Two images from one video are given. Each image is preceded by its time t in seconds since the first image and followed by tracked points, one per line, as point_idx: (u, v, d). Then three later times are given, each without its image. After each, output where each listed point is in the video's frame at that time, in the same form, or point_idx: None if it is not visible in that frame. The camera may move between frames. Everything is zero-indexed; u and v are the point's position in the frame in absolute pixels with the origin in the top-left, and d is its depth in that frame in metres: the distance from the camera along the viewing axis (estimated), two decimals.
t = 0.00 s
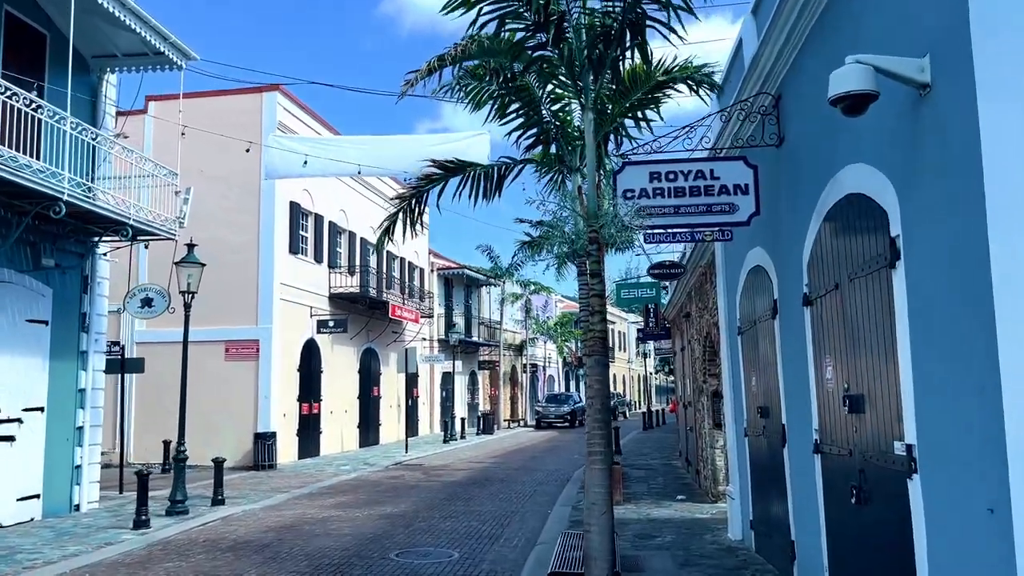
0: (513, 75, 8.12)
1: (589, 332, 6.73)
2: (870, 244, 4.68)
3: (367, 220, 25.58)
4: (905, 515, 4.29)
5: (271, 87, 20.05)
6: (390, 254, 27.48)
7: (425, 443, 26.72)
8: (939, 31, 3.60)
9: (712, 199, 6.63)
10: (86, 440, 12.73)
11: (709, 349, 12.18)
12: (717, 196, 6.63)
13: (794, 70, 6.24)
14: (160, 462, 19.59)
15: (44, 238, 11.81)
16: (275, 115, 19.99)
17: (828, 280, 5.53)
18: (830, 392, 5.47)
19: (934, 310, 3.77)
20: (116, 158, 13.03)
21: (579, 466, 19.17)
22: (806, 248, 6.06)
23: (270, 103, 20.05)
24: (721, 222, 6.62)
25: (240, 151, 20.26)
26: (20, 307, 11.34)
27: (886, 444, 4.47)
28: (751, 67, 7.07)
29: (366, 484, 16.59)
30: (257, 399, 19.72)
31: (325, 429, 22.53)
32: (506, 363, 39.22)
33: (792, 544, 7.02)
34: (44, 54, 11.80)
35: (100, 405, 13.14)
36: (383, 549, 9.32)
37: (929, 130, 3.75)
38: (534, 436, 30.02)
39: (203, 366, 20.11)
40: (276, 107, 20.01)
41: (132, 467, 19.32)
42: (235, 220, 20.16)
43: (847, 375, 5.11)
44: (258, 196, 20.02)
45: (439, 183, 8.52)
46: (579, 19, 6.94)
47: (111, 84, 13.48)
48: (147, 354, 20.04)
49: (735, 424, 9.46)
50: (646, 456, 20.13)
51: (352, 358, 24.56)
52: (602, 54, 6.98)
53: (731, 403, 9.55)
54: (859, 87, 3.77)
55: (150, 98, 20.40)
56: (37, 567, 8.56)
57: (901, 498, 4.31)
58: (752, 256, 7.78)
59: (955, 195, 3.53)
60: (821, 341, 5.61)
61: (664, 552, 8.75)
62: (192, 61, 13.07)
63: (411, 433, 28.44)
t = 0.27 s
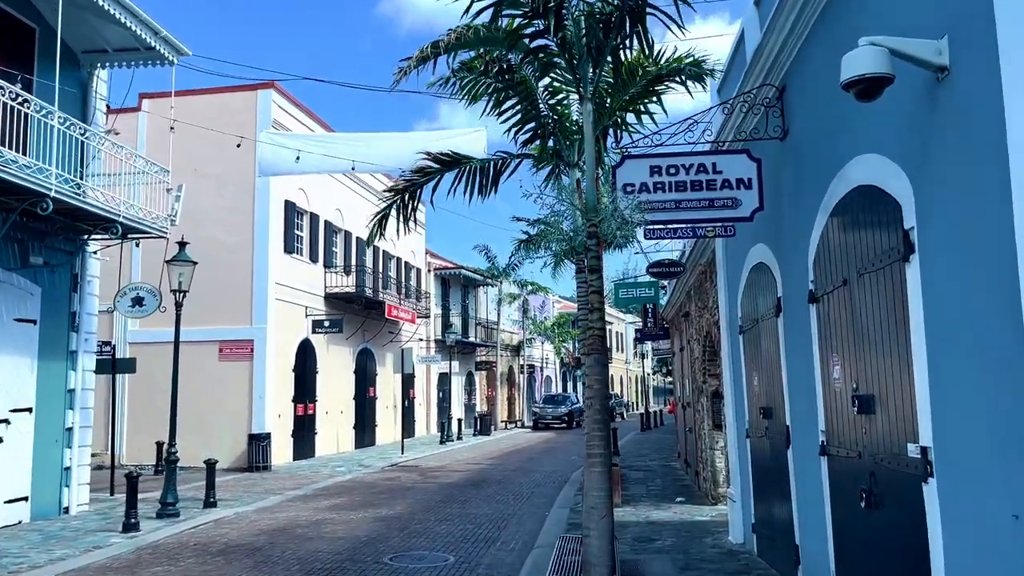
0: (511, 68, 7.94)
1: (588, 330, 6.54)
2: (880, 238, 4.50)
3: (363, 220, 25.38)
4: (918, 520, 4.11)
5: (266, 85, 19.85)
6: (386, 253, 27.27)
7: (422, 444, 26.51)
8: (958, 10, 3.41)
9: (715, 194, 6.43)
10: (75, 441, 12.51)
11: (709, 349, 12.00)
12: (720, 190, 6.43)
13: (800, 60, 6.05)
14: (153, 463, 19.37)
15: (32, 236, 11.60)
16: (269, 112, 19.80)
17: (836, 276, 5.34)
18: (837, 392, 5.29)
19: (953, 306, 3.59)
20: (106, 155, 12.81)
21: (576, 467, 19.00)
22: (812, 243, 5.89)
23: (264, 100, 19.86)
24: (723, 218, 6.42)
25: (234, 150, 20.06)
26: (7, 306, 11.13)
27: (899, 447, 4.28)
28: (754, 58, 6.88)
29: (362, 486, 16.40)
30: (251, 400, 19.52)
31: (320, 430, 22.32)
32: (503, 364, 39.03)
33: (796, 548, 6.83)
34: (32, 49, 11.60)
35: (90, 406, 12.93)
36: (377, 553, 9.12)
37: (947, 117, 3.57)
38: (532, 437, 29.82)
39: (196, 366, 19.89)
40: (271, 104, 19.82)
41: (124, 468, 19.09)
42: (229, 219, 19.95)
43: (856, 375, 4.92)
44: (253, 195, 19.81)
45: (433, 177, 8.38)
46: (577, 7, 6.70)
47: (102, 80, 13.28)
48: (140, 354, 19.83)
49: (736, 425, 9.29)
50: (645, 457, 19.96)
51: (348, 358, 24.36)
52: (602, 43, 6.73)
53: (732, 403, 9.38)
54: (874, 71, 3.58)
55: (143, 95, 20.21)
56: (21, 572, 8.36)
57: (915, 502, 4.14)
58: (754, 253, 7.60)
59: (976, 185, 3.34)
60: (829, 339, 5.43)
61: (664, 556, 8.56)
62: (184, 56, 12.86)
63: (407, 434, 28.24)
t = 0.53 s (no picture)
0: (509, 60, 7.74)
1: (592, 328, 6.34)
2: (899, 231, 4.30)
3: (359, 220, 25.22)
4: (940, 527, 3.92)
5: (262, 83, 19.65)
6: (383, 254, 27.07)
7: (419, 446, 26.29)
8: None
9: (721, 188, 6.23)
10: (66, 443, 12.29)
11: (712, 350, 11.81)
12: (727, 183, 6.22)
13: (810, 49, 5.86)
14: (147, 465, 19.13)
15: (22, 234, 11.37)
16: (265, 110, 19.60)
17: (849, 272, 5.15)
18: (850, 394, 5.09)
19: (983, 302, 3.39)
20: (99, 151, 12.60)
21: (575, 469, 18.79)
22: (823, 238, 5.69)
23: (260, 98, 19.66)
24: (730, 213, 6.22)
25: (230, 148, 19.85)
26: None
27: (921, 450, 4.09)
28: (761, 49, 6.70)
29: (358, 488, 16.18)
30: (247, 401, 19.29)
31: (316, 431, 22.08)
32: (501, 365, 38.82)
33: (804, 553, 6.64)
34: (22, 43, 11.39)
35: (81, 407, 12.69)
36: (372, 558, 8.91)
37: (977, 103, 3.37)
38: (530, 439, 29.62)
39: (191, 367, 19.66)
40: (267, 102, 19.62)
41: (117, 471, 18.84)
42: (224, 219, 19.72)
43: (871, 374, 4.73)
44: (248, 194, 19.59)
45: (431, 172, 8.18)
46: None
47: (94, 75, 13.06)
48: (134, 355, 19.60)
49: (740, 426, 9.09)
50: (644, 460, 19.76)
51: (345, 359, 24.14)
52: (606, 31, 6.56)
53: (736, 404, 9.19)
54: (898, 52, 3.39)
55: (137, 93, 19.99)
56: None
57: (936, 507, 3.94)
58: (761, 251, 7.41)
59: (1010, 174, 3.15)
60: (841, 338, 5.23)
61: (668, 561, 8.36)
62: (177, 51, 12.65)
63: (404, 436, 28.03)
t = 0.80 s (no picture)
0: (507, 57, 7.55)
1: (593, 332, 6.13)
2: (916, 230, 4.10)
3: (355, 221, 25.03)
4: (960, 543, 3.72)
5: (256, 82, 19.43)
6: (379, 255, 26.86)
7: (415, 449, 26.06)
8: None
9: (724, 186, 6.04)
10: (54, 448, 12.06)
11: (712, 352, 11.64)
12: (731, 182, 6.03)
13: (817, 43, 5.67)
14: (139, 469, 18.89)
15: (9, 235, 11.15)
16: (259, 110, 19.40)
17: (860, 274, 4.96)
18: (861, 400, 4.90)
19: (1009, 306, 3.21)
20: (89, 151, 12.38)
21: (573, 473, 18.59)
22: (831, 239, 5.50)
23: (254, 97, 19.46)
24: (734, 213, 6.03)
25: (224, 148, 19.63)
26: None
27: (938, 461, 3.90)
28: (765, 44, 6.51)
29: (353, 492, 15.97)
30: (240, 404, 19.06)
31: (311, 434, 21.86)
32: (498, 367, 38.64)
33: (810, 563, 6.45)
34: (10, 40, 11.17)
35: (70, 411, 12.47)
36: (366, 566, 8.70)
37: (1001, 95, 3.19)
38: (527, 441, 29.42)
39: (184, 369, 19.42)
40: (261, 102, 19.42)
41: (109, 474, 18.61)
42: (218, 219, 19.50)
43: (884, 380, 4.54)
44: (243, 194, 19.38)
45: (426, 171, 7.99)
46: None
47: (84, 74, 12.84)
48: (127, 357, 19.37)
49: (741, 431, 8.91)
50: (643, 463, 19.57)
51: (340, 361, 23.92)
52: (606, 22, 6.38)
53: (737, 409, 9.00)
54: (920, 40, 3.20)
55: (130, 92, 19.77)
56: None
57: (955, 521, 3.76)
58: (765, 252, 7.23)
59: None
60: (852, 342, 5.04)
61: (669, 570, 8.16)
62: (169, 49, 12.43)
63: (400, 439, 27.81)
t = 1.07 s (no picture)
0: (499, 46, 7.34)
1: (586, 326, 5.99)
2: (924, 218, 3.91)
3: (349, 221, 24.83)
4: (971, 547, 3.53)
5: (248, 79, 19.23)
6: (373, 255, 26.66)
7: (409, 450, 25.83)
8: None
9: (722, 177, 5.85)
10: (39, 449, 11.83)
11: (709, 351, 11.45)
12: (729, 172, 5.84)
13: (817, 28, 5.49)
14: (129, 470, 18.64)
15: None
16: (251, 107, 19.20)
17: (863, 266, 4.76)
18: (865, 397, 4.71)
19: None
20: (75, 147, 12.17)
21: (569, 474, 18.40)
22: (833, 230, 5.31)
23: (246, 95, 19.27)
24: (732, 203, 5.84)
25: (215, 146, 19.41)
26: None
27: (948, 459, 3.71)
28: (764, 31, 6.31)
29: (345, 494, 15.75)
30: (232, 405, 18.83)
31: (304, 436, 21.63)
32: (493, 368, 38.46)
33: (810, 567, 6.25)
34: None
35: (56, 411, 12.25)
36: (354, 569, 8.49)
37: (1016, 69, 3.01)
38: (522, 443, 29.20)
39: (175, 370, 19.17)
40: (253, 99, 19.23)
41: (98, 476, 18.36)
42: (209, 218, 19.28)
43: (889, 375, 4.35)
44: (234, 192, 19.16)
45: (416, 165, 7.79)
46: None
47: (71, 68, 12.63)
48: (117, 357, 19.14)
49: (739, 431, 8.71)
50: (639, 465, 19.36)
51: (334, 362, 23.70)
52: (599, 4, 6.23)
53: (735, 408, 8.80)
54: (937, 9, 3.02)
55: (121, 89, 19.55)
56: None
57: (966, 523, 3.56)
58: (764, 246, 7.03)
59: None
60: (855, 337, 4.85)
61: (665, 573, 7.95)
62: (157, 43, 12.22)
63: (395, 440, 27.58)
